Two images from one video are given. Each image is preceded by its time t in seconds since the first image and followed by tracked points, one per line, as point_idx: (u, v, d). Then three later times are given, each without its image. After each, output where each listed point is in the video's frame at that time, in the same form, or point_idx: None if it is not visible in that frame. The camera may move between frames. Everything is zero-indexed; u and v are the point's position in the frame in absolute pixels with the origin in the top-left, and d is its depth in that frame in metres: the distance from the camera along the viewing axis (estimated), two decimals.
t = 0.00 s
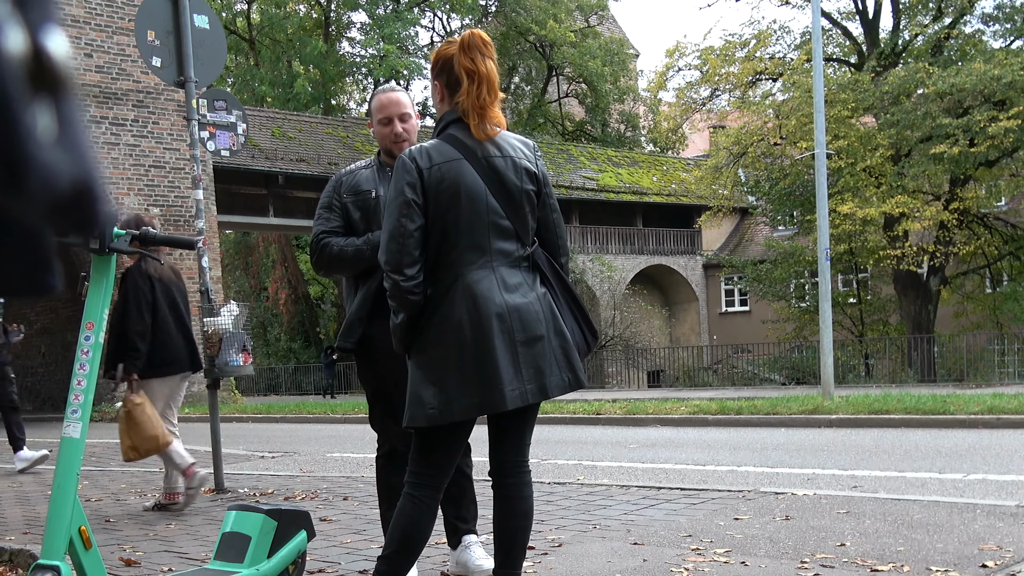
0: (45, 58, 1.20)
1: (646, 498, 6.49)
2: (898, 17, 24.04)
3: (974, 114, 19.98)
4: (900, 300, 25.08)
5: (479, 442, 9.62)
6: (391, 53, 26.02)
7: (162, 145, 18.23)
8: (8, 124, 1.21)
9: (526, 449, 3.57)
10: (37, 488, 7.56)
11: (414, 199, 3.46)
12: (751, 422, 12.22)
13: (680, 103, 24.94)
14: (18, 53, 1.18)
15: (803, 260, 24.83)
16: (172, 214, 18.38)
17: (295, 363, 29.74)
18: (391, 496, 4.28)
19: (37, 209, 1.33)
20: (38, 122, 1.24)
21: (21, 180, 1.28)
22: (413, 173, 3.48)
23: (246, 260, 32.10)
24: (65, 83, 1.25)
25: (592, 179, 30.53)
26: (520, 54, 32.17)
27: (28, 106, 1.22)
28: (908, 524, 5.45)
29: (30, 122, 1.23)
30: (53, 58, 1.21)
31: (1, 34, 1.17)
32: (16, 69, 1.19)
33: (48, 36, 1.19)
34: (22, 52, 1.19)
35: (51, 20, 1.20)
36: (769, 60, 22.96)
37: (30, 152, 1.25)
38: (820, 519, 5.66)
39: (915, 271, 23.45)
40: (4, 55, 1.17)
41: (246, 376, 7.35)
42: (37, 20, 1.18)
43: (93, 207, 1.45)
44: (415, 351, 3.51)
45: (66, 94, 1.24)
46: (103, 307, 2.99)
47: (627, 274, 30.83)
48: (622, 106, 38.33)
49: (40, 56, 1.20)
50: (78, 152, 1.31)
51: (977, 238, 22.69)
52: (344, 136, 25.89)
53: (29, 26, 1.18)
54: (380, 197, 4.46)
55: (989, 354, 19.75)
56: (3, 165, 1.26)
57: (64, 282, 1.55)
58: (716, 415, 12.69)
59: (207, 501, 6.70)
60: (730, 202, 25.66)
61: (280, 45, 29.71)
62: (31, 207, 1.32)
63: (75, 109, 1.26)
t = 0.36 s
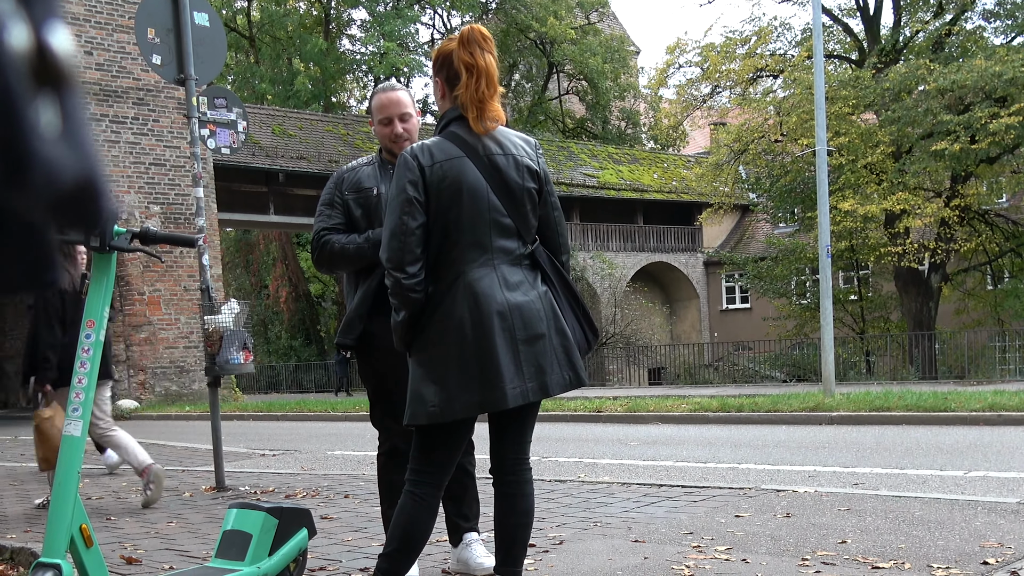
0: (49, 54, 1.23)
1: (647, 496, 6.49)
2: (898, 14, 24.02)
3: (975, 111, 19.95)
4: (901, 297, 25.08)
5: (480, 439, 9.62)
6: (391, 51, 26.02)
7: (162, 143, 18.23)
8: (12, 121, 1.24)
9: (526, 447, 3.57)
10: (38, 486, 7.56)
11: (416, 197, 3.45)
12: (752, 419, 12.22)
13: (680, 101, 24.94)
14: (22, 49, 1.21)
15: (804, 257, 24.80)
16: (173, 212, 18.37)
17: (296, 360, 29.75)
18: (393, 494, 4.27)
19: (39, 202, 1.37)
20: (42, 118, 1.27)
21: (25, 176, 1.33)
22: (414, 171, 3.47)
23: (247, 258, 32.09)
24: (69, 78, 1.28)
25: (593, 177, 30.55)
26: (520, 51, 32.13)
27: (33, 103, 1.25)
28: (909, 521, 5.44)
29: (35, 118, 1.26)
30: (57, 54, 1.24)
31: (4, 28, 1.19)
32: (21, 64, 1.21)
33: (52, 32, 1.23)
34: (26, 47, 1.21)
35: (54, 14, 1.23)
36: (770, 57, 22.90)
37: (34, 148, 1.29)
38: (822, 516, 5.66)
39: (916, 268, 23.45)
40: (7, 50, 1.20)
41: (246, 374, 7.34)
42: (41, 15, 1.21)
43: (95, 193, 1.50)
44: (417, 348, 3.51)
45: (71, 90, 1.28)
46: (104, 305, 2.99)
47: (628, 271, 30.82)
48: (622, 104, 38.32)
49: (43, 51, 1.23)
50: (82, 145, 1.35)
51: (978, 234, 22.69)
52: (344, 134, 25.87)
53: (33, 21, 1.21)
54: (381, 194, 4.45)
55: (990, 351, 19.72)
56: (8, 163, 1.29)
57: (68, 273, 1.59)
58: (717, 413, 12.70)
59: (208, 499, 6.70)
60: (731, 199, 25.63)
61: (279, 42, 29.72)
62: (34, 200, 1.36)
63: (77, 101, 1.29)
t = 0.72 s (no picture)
0: (56, 52, 1.36)
1: (648, 494, 6.49)
2: (900, 12, 24.01)
3: (976, 109, 19.95)
4: (902, 296, 25.08)
5: (480, 437, 9.63)
6: (392, 49, 26.02)
7: (163, 141, 18.20)
8: (19, 112, 1.36)
9: (527, 445, 3.56)
10: (39, 484, 7.56)
11: (416, 193, 3.45)
12: (753, 418, 12.22)
13: (681, 99, 24.96)
14: (30, 47, 1.33)
15: (804, 255, 24.78)
16: (173, 209, 18.37)
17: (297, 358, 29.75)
18: (394, 492, 4.27)
19: (44, 197, 1.48)
20: (50, 116, 1.40)
21: (33, 171, 1.44)
22: (416, 168, 3.48)
23: (247, 256, 32.11)
24: (74, 78, 1.41)
25: (594, 174, 30.56)
26: (521, 49, 32.10)
27: (39, 100, 1.37)
28: (909, 519, 5.45)
29: (43, 116, 1.39)
30: (65, 52, 1.37)
31: (13, 28, 1.31)
32: (29, 63, 1.34)
33: (60, 30, 1.35)
34: (34, 45, 1.34)
35: (62, 15, 1.35)
36: (771, 55, 22.85)
37: (41, 145, 1.41)
38: (822, 514, 5.67)
39: (916, 266, 23.44)
40: (15, 48, 1.32)
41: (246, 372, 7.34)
42: (49, 15, 1.33)
43: (101, 198, 1.58)
44: (417, 345, 3.52)
45: (76, 88, 1.41)
46: (105, 303, 2.98)
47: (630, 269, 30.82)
48: (623, 102, 38.32)
49: (50, 49, 1.35)
50: (88, 144, 1.48)
51: (979, 233, 22.70)
52: (345, 132, 25.85)
53: (40, 21, 1.33)
54: (380, 193, 4.45)
55: (991, 350, 19.78)
56: (15, 155, 1.40)
57: (70, 276, 1.68)
58: (717, 411, 12.71)
59: (209, 497, 6.71)
60: (732, 197, 25.61)
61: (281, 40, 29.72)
62: (41, 197, 1.48)
63: (82, 100, 1.42)
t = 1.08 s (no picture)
0: (50, 46, 1.23)
1: (648, 493, 6.49)
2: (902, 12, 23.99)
3: (979, 109, 19.92)
4: (903, 296, 25.08)
5: (481, 436, 9.63)
6: (394, 46, 26.02)
7: (165, 138, 18.19)
8: (16, 109, 1.24)
9: (527, 442, 3.56)
10: (39, 481, 7.56)
11: (422, 181, 3.41)
12: (753, 417, 12.22)
13: (683, 98, 24.99)
14: (23, 40, 1.21)
15: (806, 254, 24.79)
16: (174, 207, 18.37)
17: (297, 355, 29.76)
18: (392, 491, 4.27)
19: (43, 194, 1.37)
20: (44, 112, 1.27)
21: (27, 169, 1.32)
22: (422, 155, 3.43)
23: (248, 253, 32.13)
24: (71, 71, 1.27)
25: (595, 173, 30.58)
26: (524, 47, 32.09)
27: (34, 94, 1.25)
28: (909, 519, 5.44)
29: (37, 112, 1.27)
30: (58, 46, 1.23)
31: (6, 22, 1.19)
32: (22, 60, 1.22)
33: (53, 25, 1.22)
34: (27, 40, 1.22)
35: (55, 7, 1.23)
36: (773, 54, 22.77)
37: (37, 143, 1.29)
38: (822, 514, 5.66)
39: (917, 266, 23.42)
40: (8, 42, 1.20)
41: (247, 369, 7.36)
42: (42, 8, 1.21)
43: (98, 192, 1.48)
44: (422, 332, 3.51)
45: (72, 83, 1.28)
46: (106, 299, 2.97)
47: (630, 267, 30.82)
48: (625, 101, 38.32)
49: (44, 42, 1.22)
50: (84, 140, 1.36)
51: (980, 233, 22.70)
52: (347, 129, 25.82)
53: (35, 13, 1.21)
54: (375, 193, 4.45)
55: (991, 350, 19.79)
56: (9, 153, 1.29)
57: (74, 270, 1.58)
58: (718, 410, 12.72)
59: (210, 494, 6.71)
60: (733, 196, 25.58)
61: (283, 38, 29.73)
62: (37, 194, 1.37)
63: (80, 95, 1.30)
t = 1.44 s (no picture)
0: (51, 45, 1.22)
1: (648, 492, 6.49)
2: (903, 11, 23.96)
3: (980, 109, 19.93)
4: (903, 296, 25.10)
5: (481, 434, 9.62)
6: (395, 45, 26.01)
7: (166, 136, 18.17)
8: (17, 108, 1.24)
9: (527, 442, 3.55)
10: (39, 479, 7.56)
11: (417, 178, 3.42)
12: (753, 416, 12.22)
13: (684, 97, 24.99)
14: (25, 40, 1.20)
15: (806, 254, 24.77)
16: (174, 205, 18.36)
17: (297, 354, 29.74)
18: (390, 490, 4.27)
19: (44, 192, 1.36)
20: (46, 110, 1.27)
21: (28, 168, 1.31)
22: (418, 152, 3.44)
23: (248, 251, 32.16)
24: (72, 71, 1.27)
25: (595, 172, 30.59)
26: (525, 46, 32.09)
27: (35, 94, 1.24)
28: (909, 519, 5.44)
29: (39, 109, 1.26)
30: (60, 45, 1.23)
31: (8, 21, 1.19)
32: (24, 57, 1.21)
33: (55, 24, 1.22)
34: (28, 39, 1.21)
35: (57, 9, 1.22)
36: (774, 53, 22.78)
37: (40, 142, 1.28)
38: (822, 513, 5.66)
39: (918, 266, 23.42)
40: (10, 42, 1.20)
41: (248, 367, 7.33)
42: (45, 9, 1.21)
43: (99, 192, 1.47)
44: (421, 330, 3.51)
45: (73, 83, 1.27)
46: (107, 297, 2.96)
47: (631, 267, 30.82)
48: (625, 100, 38.29)
49: (46, 42, 1.22)
50: (85, 138, 1.35)
51: (980, 233, 22.65)
52: (347, 128, 25.78)
53: (38, 13, 1.21)
54: (370, 193, 4.46)
55: (991, 350, 19.81)
56: (9, 152, 1.28)
57: (71, 270, 1.58)
58: (718, 410, 12.69)
59: (210, 493, 6.71)
60: (734, 195, 25.56)
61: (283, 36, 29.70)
62: (36, 191, 1.36)
63: (83, 95, 1.29)
